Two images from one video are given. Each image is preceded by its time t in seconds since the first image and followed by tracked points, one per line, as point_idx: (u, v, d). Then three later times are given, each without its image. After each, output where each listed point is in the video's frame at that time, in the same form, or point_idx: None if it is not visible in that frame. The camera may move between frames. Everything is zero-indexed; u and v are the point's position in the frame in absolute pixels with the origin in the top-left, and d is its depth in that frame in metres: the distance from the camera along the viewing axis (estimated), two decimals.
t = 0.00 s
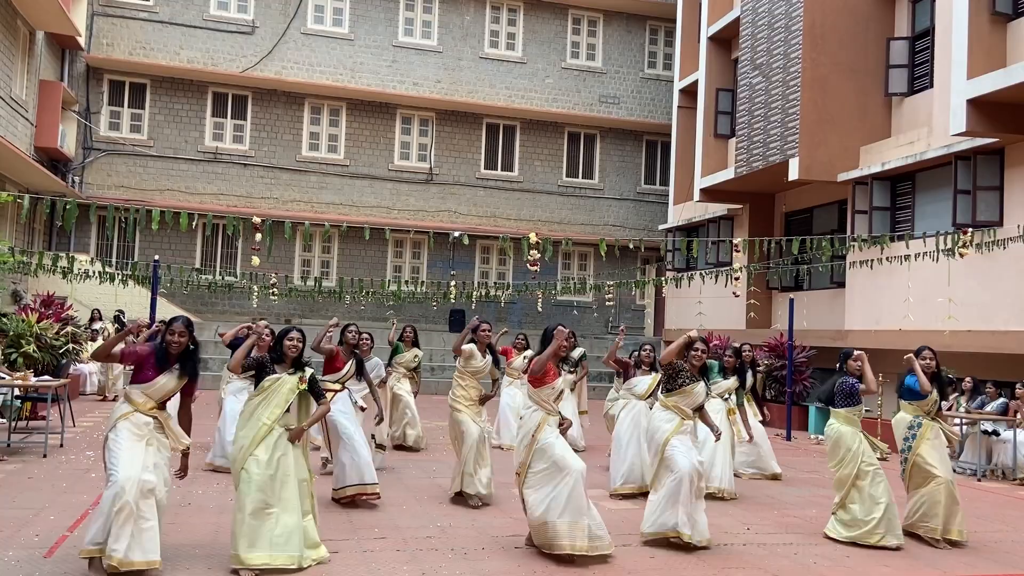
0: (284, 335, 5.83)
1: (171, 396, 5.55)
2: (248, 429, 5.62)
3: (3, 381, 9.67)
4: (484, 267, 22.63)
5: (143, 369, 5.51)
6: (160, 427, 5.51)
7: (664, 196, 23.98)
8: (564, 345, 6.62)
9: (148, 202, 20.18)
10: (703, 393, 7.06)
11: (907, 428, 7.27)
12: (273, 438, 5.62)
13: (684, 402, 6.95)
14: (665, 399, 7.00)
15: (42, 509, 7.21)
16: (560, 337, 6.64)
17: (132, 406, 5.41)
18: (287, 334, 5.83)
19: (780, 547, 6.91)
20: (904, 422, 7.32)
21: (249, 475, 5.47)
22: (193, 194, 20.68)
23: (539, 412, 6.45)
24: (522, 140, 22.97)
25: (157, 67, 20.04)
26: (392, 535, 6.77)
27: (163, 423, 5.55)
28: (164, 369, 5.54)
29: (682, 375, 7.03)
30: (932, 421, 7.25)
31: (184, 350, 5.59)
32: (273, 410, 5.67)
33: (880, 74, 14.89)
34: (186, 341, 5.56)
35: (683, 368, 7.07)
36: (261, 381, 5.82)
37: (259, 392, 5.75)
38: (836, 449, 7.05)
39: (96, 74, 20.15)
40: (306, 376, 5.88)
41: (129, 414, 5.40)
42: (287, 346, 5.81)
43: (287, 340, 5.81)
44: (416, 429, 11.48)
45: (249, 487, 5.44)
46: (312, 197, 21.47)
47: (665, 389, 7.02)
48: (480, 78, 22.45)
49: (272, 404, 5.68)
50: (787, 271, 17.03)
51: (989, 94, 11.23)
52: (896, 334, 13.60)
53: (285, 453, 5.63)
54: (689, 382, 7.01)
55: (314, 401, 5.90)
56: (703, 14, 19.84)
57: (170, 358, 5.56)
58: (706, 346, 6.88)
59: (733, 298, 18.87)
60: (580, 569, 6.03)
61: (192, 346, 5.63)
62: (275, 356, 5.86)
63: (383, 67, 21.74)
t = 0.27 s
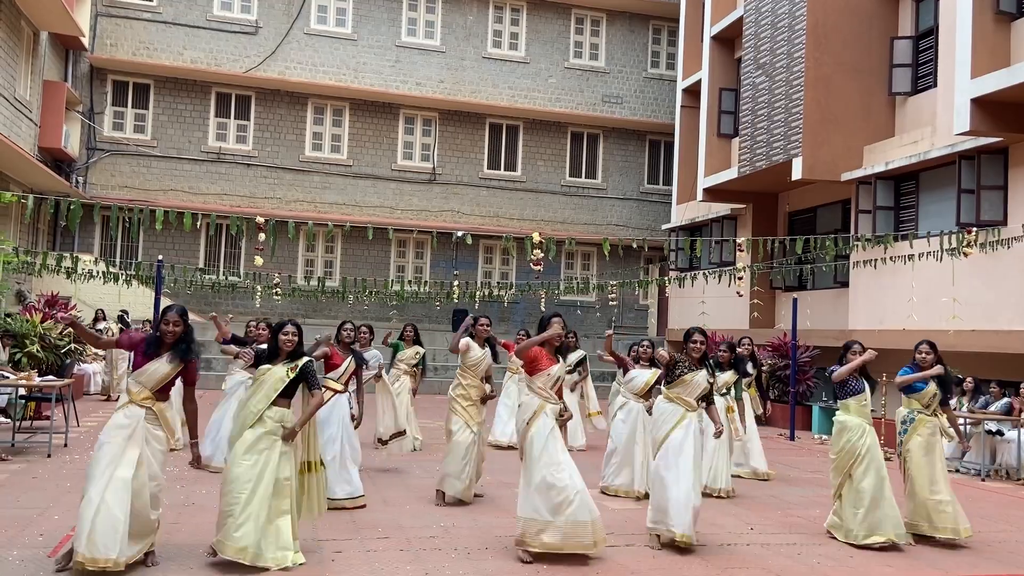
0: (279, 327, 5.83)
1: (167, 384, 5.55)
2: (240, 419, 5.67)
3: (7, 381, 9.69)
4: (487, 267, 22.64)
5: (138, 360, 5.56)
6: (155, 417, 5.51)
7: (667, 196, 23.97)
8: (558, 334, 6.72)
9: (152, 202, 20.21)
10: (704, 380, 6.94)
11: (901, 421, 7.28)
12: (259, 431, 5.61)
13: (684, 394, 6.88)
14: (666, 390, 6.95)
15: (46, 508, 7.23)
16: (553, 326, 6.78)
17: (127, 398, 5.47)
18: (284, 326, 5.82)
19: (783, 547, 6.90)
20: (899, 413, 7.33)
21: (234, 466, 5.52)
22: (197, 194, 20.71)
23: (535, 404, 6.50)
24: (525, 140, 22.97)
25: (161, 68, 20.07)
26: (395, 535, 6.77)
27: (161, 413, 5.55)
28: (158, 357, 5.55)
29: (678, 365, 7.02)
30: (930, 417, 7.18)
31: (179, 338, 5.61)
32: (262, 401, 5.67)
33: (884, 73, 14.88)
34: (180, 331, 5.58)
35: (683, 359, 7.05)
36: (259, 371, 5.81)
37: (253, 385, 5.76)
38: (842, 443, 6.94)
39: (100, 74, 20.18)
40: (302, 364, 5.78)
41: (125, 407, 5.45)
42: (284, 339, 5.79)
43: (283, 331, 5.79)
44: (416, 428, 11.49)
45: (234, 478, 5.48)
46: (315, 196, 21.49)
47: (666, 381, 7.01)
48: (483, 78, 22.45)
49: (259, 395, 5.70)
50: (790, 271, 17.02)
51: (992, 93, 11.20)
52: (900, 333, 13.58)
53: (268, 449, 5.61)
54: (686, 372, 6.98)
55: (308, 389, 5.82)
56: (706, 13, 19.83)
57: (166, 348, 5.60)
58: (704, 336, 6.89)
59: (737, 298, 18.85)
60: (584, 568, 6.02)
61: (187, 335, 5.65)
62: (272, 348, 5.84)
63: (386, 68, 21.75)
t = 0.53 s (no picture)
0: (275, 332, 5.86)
1: (162, 386, 5.61)
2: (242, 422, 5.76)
3: (11, 380, 9.72)
4: (490, 266, 22.65)
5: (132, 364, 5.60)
6: (153, 416, 5.55)
7: (670, 195, 23.96)
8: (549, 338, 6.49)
9: (155, 201, 20.25)
10: (701, 388, 6.80)
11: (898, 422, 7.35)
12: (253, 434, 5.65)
13: (684, 401, 6.77)
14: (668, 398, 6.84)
15: (50, 507, 7.26)
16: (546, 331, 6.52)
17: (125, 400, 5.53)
18: (281, 331, 5.86)
19: (786, 546, 6.90)
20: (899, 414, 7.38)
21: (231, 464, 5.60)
22: (200, 193, 20.73)
23: (525, 410, 6.43)
24: (528, 139, 22.97)
25: (164, 67, 20.10)
26: (399, 533, 6.79)
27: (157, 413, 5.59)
28: (149, 358, 5.59)
29: (677, 371, 6.84)
30: (927, 418, 7.22)
31: (170, 339, 5.62)
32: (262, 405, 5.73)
33: (888, 72, 14.86)
34: (171, 331, 5.60)
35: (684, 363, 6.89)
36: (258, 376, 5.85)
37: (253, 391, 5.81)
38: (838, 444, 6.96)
39: (104, 74, 20.21)
40: (299, 371, 5.84)
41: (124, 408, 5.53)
42: (282, 344, 5.82)
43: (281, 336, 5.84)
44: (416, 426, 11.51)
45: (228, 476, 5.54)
46: (318, 196, 21.49)
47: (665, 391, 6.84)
48: (487, 77, 22.45)
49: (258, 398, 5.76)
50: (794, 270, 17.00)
51: (997, 91, 11.17)
52: (903, 333, 13.56)
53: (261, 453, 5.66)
54: (683, 382, 6.79)
55: (311, 394, 5.88)
56: (709, 12, 19.81)
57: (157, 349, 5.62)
58: (705, 340, 6.77)
59: (740, 297, 18.85)
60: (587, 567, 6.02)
61: (178, 335, 5.66)
62: (269, 355, 5.87)
63: (389, 67, 21.76)
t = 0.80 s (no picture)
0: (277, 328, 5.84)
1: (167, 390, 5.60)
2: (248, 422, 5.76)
3: (15, 378, 9.75)
4: (492, 265, 22.65)
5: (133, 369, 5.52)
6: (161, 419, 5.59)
7: (673, 193, 23.95)
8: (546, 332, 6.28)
9: (159, 200, 20.28)
10: (701, 381, 6.69)
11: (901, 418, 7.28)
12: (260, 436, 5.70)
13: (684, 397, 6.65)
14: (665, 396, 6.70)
15: (54, 505, 7.27)
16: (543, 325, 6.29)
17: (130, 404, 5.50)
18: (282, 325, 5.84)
19: (789, 544, 6.90)
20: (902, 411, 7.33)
21: (239, 467, 5.60)
22: (203, 192, 20.75)
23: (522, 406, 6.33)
24: (531, 137, 22.96)
25: (167, 66, 20.11)
26: (402, 532, 6.79)
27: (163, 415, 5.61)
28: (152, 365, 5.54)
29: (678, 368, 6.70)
30: (930, 412, 7.15)
31: (175, 342, 5.58)
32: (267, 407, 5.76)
33: (891, 70, 14.84)
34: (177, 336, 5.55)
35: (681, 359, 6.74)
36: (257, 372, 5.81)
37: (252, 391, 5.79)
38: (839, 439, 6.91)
39: (107, 73, 20.23)
40: (304, 364, 5.80)
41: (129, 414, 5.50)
42: (283, 338, 5.83)
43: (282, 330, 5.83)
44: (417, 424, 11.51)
45: (238, 478, 5.55)
46: (321, 194, 21.50)
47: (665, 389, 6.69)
48: (489, 75, 22.44)
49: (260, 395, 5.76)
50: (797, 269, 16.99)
51: (1000, 89, 11.14)
52: (907, 331, 13.54)
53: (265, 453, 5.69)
54: (683, 377, 6.67)
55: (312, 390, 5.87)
56: (712, 10, 19.78)
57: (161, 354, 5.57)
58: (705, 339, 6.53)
59: (743, 296, 18.83)
60: (589, 566, 6.02)
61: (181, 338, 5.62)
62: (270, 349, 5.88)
63: (392, 65, 21.76)
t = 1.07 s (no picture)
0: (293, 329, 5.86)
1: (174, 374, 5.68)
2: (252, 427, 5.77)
3: (19, 376, 9.76)
4: (495, 263, 22.65)
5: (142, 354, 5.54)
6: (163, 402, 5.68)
7: (676, 192, 23.93)
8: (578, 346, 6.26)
9: (161, 198, 20.30)
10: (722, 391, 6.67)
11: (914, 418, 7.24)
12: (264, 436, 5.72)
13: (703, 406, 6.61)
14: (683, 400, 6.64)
15: (58, 502, 7.28)
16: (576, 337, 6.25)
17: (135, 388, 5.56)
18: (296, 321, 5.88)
19: (792, 542, 6.89)
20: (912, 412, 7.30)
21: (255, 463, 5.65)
22: (206, 190, 20.76)
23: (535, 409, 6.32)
24: (534, 135, 22.95)
25: (170, 64, 20.11)
26: (404, 530, 6.79)
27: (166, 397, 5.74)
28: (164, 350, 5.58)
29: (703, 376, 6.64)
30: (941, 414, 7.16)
31: (185, 333, 5.60)
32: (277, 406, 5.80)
33: (895, 68, 14.81)
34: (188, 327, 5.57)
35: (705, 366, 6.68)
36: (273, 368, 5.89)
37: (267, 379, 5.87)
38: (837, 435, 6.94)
39: (110, 71, 20.25)
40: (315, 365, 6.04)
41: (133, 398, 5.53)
42: (298, 334, 5.86)
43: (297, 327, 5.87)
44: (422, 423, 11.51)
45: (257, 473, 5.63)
46: (323, 192, 21.50)
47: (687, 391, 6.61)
48: (492, 74, 22.42)
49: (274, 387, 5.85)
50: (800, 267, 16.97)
51: (1004, 86, 11.11)
52: (910, 330, 13.52)
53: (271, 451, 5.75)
54: (709, 386, 6.61)
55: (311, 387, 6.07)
56: (716, 8, 19.74)
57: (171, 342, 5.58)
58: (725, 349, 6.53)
59: (746, 294, 18.81)
60: (591, 563, 6.02)
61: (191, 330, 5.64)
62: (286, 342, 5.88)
63: (394, 64, 21.75)
